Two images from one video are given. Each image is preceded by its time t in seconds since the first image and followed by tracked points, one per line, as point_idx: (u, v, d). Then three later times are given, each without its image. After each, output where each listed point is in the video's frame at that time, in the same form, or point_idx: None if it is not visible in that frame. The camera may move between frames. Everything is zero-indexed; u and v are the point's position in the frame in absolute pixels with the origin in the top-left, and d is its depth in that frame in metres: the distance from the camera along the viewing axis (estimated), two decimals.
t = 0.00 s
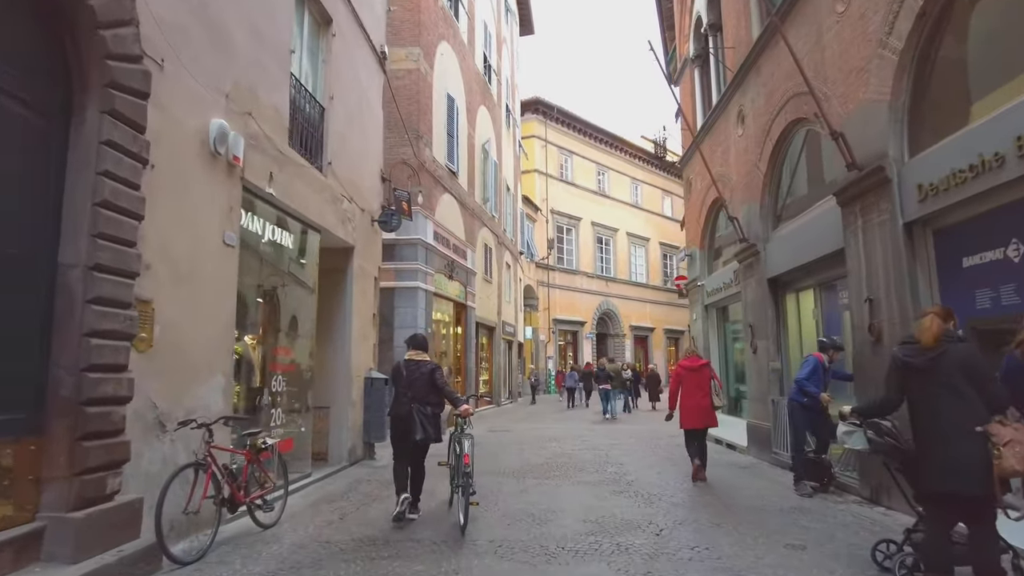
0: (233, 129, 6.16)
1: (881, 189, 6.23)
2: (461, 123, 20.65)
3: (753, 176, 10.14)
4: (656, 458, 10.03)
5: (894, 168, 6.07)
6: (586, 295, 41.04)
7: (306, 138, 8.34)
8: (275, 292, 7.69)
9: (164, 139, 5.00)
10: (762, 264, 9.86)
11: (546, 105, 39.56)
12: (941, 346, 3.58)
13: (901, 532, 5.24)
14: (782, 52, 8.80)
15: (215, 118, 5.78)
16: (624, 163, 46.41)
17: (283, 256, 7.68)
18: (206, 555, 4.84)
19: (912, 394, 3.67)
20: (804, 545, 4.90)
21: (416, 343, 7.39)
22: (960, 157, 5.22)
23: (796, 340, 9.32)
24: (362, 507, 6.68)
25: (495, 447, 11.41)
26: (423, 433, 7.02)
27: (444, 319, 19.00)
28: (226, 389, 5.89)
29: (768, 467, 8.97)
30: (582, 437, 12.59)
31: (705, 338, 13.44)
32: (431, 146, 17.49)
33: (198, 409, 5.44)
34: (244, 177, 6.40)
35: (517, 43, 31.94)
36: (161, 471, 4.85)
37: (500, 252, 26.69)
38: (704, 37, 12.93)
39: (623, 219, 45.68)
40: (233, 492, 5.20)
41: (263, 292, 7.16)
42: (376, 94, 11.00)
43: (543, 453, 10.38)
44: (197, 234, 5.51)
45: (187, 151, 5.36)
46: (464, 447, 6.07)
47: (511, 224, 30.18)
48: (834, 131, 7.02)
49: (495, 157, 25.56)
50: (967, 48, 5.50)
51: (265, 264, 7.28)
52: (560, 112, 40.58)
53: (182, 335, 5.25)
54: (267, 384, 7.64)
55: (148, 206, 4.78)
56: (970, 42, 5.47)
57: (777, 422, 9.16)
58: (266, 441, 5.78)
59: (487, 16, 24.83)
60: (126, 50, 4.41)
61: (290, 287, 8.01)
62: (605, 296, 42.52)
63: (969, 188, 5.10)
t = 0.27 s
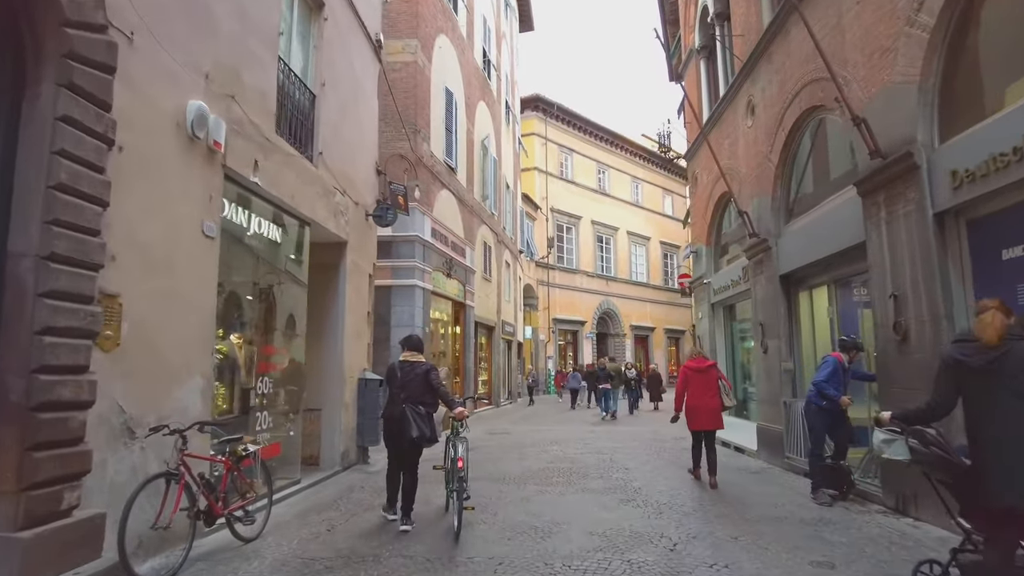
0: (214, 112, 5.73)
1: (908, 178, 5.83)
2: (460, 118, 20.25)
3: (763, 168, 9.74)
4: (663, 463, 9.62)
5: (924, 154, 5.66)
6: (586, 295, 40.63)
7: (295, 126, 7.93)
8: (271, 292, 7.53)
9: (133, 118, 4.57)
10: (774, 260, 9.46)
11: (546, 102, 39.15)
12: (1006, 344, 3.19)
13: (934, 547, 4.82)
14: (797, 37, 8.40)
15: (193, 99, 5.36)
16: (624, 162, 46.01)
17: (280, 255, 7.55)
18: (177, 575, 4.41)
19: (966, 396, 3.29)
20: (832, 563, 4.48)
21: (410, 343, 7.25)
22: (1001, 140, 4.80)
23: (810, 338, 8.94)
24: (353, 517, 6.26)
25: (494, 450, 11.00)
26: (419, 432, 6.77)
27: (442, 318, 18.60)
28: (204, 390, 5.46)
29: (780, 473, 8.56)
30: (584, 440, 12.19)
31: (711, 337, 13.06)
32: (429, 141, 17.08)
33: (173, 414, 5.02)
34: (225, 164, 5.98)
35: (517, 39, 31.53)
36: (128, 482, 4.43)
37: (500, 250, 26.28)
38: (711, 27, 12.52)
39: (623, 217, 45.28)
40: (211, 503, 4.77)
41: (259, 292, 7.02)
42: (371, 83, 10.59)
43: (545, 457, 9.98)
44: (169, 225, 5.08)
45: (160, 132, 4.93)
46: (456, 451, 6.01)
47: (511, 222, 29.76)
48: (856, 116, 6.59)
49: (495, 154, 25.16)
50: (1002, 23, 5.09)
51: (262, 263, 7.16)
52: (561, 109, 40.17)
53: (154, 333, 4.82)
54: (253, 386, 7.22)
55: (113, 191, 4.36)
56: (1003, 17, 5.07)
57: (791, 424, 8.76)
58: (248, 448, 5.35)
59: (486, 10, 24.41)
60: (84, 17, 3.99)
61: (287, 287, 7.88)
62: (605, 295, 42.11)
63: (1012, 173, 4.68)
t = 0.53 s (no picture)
0: (188, 87, 5.28)
1: (937, 157, 5.40)
2: (456, 110, 19.85)
3: (772, 155, 9.34)
4: (667, 463, 9.21)
5: (954, 131, 5.23)
6: (585, 292, 40.25)
7: (280, 108, 7.51)
8: (264, 288, 7.61)
9: (88, 86, 4.13)
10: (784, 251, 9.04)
11: (544, 98, 38.72)
12: None
13: (972, 557, 4.42)
14: (810, 15, 8.00)
15: (163, 70, 4.92)
16: (622, 158, 45.62)
17: (274, 252, 7.65)
18: None
19: None
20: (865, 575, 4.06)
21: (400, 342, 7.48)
22: None
23: (823, 331, 8.55)
24: (339, 523, 5.84)
25: (491, 450, 10.61)
26: (402, 433, 6.82)
27: (438, 314, 18.20)
28: (175, 387, 5.04)
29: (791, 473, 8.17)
30: (584, 439, 11.78)
31: (716, 332, 12.66)
32: (424, 132, 16.68)
33: (139, 412, 4.60)
34: (200, 142, 5.53)
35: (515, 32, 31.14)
36: (85, 488, 3.99)
37: (497, 247, 25.87)
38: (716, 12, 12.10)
39: (622, 214, 44.90)
40: (179, 510, 4.33)
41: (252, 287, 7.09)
42: (362, 67, 10.16)
43: (544, 457, 9.58)
44: (136, 206, 4.65)
45: (122, 103, 4.48)
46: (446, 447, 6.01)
47: (508, 218, 29.36)
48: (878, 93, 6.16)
49: (492, 148, 24.75)
50: None
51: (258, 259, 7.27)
52: (559, 104, 39.74)
53: (116, 323, 4.39)
54: (231, 383, 6.81)
55: (65, 167, 3.92)
56: None
57: (804, 423, 8.37)
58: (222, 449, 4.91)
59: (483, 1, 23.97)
60: None
61: (280, 284, 7.97)
62: (604, 293, 41.72)
63: None
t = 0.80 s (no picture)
0: (159, 66, 4.84)
1: (973, 141, 4.98)
2: (453, 105, 19.44)
3: (783, 146, 8.94)
4: (673, 468, 8.82)
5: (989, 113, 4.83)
6: (584, 291, 39.85)
7: (265, 94, 7.08)
8: (259, 287, 7.31)
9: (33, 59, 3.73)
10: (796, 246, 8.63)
11: (542, 95, 38.30)
12: None
13: None
14: None
15: (128, 46, 4.49)
16: (621, 156, 45.22)
17: (268, 249, 7.31)
18: None
19: None
20: None
21: (390, 341, 7.11)
22: None
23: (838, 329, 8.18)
24: (325, 538, 5.44)
25: (489, 454, 10.20)
26: (394, 435, 6.58)
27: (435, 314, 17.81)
28: (144, 393, 4.62)
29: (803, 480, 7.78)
30: (585, 442, 11.39)
31: (721, 332, 12.26)
32: (420, 127, 16.27)
33: (99, 419, 4.18)
34: (173, 126, 5.10)
35: (513, 28, 30.73)
36: (34, 506, 3.59)
37: (495, 245, 25.45)
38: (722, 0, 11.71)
39: (621, 213, 44.49)
40: (143, 529, 3.91)
41: (246, 286, 6.82)
42: (354, 55, 9.74)
43: (544, 462, 9.18)
44: (94, 193, 4.24)
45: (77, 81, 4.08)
46: (439, 453, 5.90)
47: (507, 216, 28.95)
48: (904, 75, 5.74)
49: (490, 144, 24.31)
50: None
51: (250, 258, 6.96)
52: (557, 102, 39.32)
53: (72, 322, 3.99)
54: (211, 386, 6.41)
55: (4, 146, 3.51)
56: None
57: (818, 426, 7.97)
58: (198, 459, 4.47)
59: None
60: None
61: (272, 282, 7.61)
62: (603, 292, 41.32)
63: None
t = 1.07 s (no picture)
0: (127, 32, 4.42)
1: (1019, 114, 4.55)
2: (451, 98, 19.04)
3: (795, 133, 8.52)
4: (680, 471, 8.42)
5: None
6: (584, 290, 39.44)
7: (249, 72, 6.66)
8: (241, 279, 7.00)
9: None
10: (811, 238, 8.20)
11: (542, 91, 37.88)
12: None
13: None
14: None
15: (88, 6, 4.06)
16: (621, 154, 44.84)
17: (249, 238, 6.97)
18: None
19: None
20: None
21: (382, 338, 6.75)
22: None
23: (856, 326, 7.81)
24: (308, 548, 5.03)
25: (486, 456, 9.79)
26: (391, 433, 6.27)
27: (433, 311, 17.40)
28: (108, 390, 4.21)
29: (818, 484, 7.37)
30: (587, 443, 10.98)
31: (728, 329, 11.85)
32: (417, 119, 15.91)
33: (53, 419, 3.76)
34: (143, 99, 4.69)
35: (513, 22, 30.30)
36: None
37: (494, 242, 25.04)
38: None
39: (621, 211, 44.08)
40: (97, 542, 3.52)
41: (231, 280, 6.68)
42: (346, 39, 9.32)
43: (544, 464, 8.77)
44: (49, 166, 3.82)
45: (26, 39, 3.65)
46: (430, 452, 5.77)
47: (506, 213, 28.49)
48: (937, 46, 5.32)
49: (488, 139, 23.91)
50: None
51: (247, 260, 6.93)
52: (556, 98, 38.91)
53: (19, 308, 3.56)
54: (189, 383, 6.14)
55: None
56: None
57: (834, 427, 7.57)
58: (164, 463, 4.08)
59: None
60: None
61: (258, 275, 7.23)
62: (602, 291, 40.92)
63: None
